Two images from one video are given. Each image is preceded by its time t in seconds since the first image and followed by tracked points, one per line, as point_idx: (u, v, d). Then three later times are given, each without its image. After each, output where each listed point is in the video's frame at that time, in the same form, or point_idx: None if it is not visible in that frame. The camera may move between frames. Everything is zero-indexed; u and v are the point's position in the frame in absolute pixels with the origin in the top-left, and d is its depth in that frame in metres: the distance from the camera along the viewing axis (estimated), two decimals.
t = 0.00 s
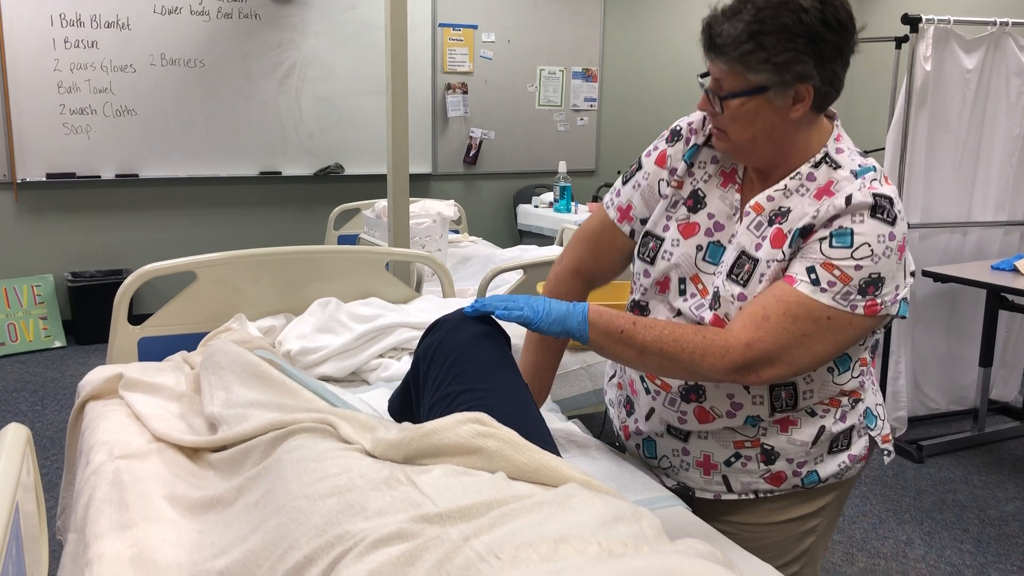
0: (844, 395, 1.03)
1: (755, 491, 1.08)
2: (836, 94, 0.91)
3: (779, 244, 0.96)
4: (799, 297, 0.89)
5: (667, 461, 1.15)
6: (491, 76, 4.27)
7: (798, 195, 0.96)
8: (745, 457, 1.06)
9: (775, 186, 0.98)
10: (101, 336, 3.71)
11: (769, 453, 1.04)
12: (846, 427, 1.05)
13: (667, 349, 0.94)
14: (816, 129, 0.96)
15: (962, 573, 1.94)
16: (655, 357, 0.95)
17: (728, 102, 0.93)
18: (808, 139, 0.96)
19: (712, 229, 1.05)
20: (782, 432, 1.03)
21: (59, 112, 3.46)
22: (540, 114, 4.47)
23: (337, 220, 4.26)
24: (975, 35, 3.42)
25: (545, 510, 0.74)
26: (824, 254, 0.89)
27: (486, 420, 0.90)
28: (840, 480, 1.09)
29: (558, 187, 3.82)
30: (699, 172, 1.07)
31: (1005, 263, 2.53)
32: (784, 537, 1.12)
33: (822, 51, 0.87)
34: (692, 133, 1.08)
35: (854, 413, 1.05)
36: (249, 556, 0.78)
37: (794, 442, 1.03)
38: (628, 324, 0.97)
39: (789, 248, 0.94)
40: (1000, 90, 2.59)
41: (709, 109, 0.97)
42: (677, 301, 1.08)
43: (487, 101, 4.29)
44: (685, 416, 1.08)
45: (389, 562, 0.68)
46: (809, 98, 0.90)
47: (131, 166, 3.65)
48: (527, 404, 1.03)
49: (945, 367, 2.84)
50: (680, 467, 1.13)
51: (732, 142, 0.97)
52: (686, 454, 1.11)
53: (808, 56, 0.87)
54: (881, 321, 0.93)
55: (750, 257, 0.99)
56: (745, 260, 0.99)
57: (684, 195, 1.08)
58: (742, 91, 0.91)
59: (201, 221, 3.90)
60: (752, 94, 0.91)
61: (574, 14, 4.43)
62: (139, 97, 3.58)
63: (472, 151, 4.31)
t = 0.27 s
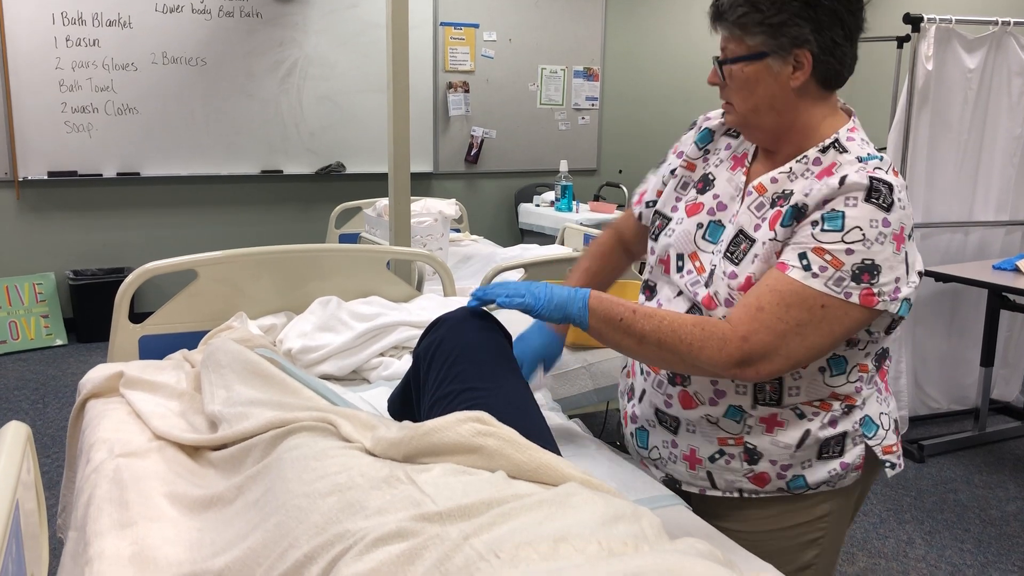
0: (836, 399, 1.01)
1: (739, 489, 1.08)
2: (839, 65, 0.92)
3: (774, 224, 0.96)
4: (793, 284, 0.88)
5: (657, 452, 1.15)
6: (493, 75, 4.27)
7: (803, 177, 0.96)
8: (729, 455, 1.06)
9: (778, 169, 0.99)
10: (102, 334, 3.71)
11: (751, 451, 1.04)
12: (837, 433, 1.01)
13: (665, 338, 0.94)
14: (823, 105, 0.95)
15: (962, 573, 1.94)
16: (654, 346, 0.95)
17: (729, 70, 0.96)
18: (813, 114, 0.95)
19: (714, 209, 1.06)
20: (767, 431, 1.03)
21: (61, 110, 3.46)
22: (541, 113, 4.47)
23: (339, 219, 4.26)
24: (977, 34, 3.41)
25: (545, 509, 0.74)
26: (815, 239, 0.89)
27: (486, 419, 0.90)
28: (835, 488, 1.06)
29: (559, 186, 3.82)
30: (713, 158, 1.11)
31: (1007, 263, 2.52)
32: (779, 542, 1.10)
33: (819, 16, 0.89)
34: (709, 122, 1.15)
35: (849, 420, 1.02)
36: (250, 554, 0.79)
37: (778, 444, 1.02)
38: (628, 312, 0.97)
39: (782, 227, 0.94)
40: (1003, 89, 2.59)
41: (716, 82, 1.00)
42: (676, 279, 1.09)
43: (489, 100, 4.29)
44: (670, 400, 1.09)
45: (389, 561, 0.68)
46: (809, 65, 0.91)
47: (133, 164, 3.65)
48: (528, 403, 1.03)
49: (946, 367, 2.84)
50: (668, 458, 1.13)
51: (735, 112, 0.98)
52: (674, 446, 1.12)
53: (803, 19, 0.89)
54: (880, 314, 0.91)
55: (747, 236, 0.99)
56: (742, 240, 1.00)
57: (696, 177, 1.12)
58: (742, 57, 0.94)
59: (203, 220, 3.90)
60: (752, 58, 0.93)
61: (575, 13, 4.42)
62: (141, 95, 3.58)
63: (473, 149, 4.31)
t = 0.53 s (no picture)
0: (799, 399, 0.99)
1: (706, 478, 1.08)
2: (821, 50, 0.92)
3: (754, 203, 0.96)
4: (760, 279, 0.89)
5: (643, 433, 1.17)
6: (496, 74, 4.27)
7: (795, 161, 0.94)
8: (695, 443, 1.06)
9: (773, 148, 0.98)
10: (105, 332, 3.72)
11: (711, 441, 1.04)
12: (799, 435, 0.99)
13: (657, 329, 0.98)
14: (817, 89, 0.95)
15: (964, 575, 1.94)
16: (649, 336, 0.99)
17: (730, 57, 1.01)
18: (806, 96, 0.96)
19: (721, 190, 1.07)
20: (729, 424, 1.02)
21: (65, 109, 3.46)
22: (544, 113, 4.47)
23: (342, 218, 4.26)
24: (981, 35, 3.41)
25: (546, 509, 0.74)
26: (783, 230, 0.89)
27: (487, 419, 0.90)
28: (802, 493, 1.02)
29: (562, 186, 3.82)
30: (738, 146, 1.13)
31: (1010, 264, 2.52)
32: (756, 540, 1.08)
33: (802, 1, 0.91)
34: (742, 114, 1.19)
35: (813, 425, 0.99)
36: (251, 552, 0.79)
37: (737, 438, 1.02)
38: (633, 303, 1.01)
39: (757, 208, 0.94)
40: (1006, 91, 2.58)
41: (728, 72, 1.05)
42: (676, 254, 1.11)
43: (492, 100, 4.29)
44: (651, 377, 1.12)
45: (390, 560, 0.68)
46: (788, 48, 0.93)
47: (137, 162, 3.66)
48: (529, 403, 1.03)
49: (949, 369, 2.83)
50: (649, 440, 1.15)
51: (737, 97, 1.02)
52: (653, 429, 1.13)
53: (781, 4, 0.92)
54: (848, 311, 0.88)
55: (734, 215, 0.99)
56: (729, 218, 1.00)
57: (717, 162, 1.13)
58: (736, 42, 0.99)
59: (206, 219, 3.91)
60: (741, 43, 0.97)
61: (579, 13, 4.42)
62: (145, 94, 3.59)
63: (476, 149, 4.31)
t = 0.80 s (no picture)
0: (758, 380, 1.00)
1: (678, 457, 1.09)
2: (813, 46, 0.95)
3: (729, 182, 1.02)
4: (705, 244, 0.96)
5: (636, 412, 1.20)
6: (500, 75, 4.27)
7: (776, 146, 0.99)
8: (669, 422, 1.09)
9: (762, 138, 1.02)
10: (108, 330, 3.73)
11: (679, 419, 1.07)
12: (759, 419, 1.01)
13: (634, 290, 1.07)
14: (814, 85, 0.99)
15: None
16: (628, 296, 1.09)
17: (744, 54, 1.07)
18: (802, 91, 0.99)
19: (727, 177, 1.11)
20: (696, 402, 1.05)
21: (69, 107, 3.47)
22: (548, 113, 4.47)
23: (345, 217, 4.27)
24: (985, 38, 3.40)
25: (548, 509, 0.74)
26: (735, 201, 0.95)
27: (490, 418, 0.90)
28: (767, 479, 1.03)
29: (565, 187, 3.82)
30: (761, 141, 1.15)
31: (1014, 267, 2.51)
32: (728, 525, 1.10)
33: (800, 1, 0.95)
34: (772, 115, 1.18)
35: (773, 411, 1.00)
36: (253, 551, 0.79)
37: (701, 417, 1.04)
38: (622, 267, 1.11)
39: (726, 185, 0.99)
40: (1011, 94, 2.58)
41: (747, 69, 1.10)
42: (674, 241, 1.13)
43: (495, 100, 4.29)
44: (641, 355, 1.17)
45: (392, 559, 0.68)
46: (784, 44, 0.98)
47: (140, 161, 3.66)
48: (532, 403, 1.04)
49: (951, 372, 2.83)
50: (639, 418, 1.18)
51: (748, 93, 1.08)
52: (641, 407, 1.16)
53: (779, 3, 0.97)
54: (783, 283, 0.93)
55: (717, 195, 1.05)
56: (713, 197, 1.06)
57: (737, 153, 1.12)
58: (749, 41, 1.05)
59: (210, 218, 3.92)
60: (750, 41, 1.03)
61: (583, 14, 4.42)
62: (149, 93, 3.60)
63: (479, 149, 4.31)
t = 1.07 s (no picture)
0: (729, 357, 1.05)
1: (668, 432, 1.15)
2: (789, 44, 1.03)
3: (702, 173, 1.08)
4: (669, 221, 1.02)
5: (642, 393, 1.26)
6: (501, 76, 4.28)
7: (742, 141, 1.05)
8: (663, 398, 1.15)
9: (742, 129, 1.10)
10: (109, 330, 3.73)
11: (668, 395, 1.13)
12: (733, 396, 1.05)
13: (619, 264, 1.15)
14: (791, 83, 1.06)
15: None
16: (613, 271, 1.16)
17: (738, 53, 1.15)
18: (779, 89, 1.07)
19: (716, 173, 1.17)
20: (681, 378, 1.11)
21: (71, 106, 3.48)
22: (549, 114, 4.47)
23: (346, 218, 4.27)
24: (987, 41, 3.40)
25: (546, 508, 0.74)
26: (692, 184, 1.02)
27: (489, 418, 0.90)
28: (743, 456, 1.07)
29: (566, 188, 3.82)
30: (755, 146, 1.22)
31: (1015, 270, 2.52)
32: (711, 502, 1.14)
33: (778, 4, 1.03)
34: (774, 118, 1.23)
35: (745, 388, 1.04)
36: (252, 549, 0.79)
37: (686, 391, 1.10)
38: (615, 244, 1.20)
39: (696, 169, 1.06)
40: (1012, 97, 2.58)
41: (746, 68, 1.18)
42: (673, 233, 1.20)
43: (497, 101, 4.30)
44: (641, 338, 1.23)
45: (390, 557, 0.68)
46: (764, 44, 1.06)
47: (141, 160, 3.67)
48: (531, 403, 1.04)
49: (951, 375, 2.83)
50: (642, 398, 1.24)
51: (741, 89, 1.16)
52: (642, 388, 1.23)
53: (761, 6, 1.05)
54: (730, 257, 0.98)
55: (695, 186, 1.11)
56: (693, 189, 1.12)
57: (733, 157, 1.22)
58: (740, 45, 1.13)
59: (211, 217, 3.92)
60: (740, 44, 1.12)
61: (585, 15, 4.43)
62: (151, 92, 3.60)
63: (480, 150, 4.31)
